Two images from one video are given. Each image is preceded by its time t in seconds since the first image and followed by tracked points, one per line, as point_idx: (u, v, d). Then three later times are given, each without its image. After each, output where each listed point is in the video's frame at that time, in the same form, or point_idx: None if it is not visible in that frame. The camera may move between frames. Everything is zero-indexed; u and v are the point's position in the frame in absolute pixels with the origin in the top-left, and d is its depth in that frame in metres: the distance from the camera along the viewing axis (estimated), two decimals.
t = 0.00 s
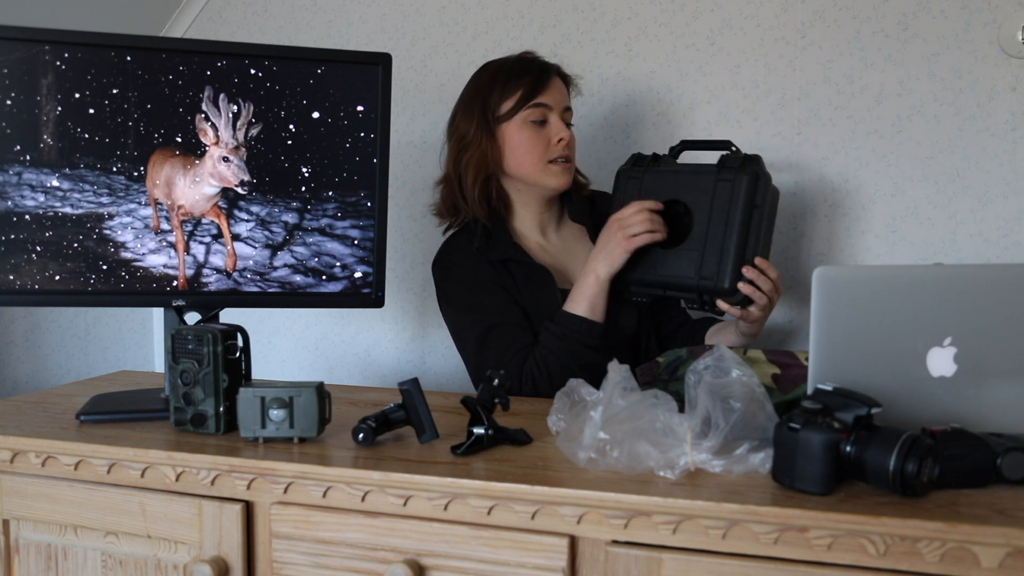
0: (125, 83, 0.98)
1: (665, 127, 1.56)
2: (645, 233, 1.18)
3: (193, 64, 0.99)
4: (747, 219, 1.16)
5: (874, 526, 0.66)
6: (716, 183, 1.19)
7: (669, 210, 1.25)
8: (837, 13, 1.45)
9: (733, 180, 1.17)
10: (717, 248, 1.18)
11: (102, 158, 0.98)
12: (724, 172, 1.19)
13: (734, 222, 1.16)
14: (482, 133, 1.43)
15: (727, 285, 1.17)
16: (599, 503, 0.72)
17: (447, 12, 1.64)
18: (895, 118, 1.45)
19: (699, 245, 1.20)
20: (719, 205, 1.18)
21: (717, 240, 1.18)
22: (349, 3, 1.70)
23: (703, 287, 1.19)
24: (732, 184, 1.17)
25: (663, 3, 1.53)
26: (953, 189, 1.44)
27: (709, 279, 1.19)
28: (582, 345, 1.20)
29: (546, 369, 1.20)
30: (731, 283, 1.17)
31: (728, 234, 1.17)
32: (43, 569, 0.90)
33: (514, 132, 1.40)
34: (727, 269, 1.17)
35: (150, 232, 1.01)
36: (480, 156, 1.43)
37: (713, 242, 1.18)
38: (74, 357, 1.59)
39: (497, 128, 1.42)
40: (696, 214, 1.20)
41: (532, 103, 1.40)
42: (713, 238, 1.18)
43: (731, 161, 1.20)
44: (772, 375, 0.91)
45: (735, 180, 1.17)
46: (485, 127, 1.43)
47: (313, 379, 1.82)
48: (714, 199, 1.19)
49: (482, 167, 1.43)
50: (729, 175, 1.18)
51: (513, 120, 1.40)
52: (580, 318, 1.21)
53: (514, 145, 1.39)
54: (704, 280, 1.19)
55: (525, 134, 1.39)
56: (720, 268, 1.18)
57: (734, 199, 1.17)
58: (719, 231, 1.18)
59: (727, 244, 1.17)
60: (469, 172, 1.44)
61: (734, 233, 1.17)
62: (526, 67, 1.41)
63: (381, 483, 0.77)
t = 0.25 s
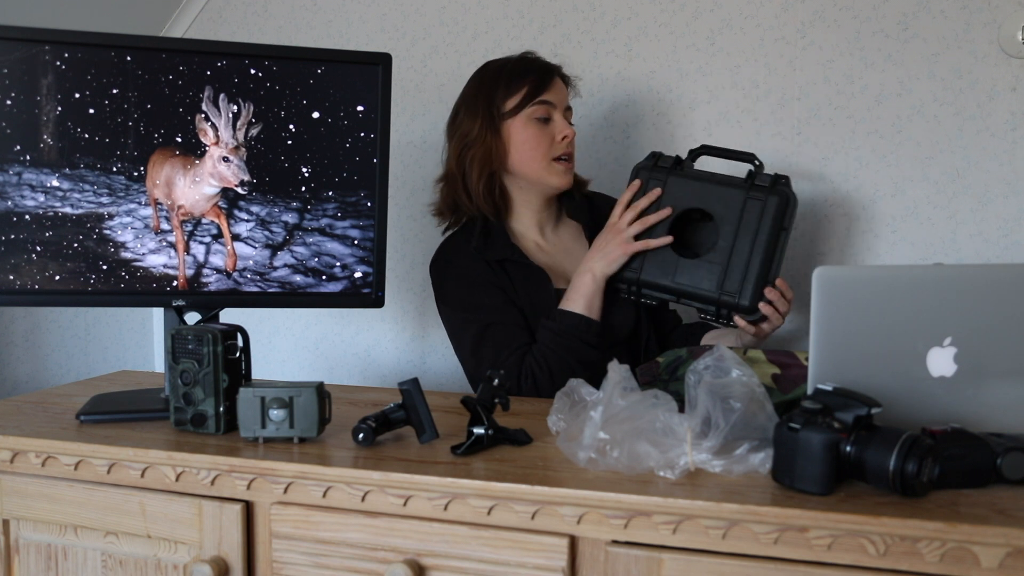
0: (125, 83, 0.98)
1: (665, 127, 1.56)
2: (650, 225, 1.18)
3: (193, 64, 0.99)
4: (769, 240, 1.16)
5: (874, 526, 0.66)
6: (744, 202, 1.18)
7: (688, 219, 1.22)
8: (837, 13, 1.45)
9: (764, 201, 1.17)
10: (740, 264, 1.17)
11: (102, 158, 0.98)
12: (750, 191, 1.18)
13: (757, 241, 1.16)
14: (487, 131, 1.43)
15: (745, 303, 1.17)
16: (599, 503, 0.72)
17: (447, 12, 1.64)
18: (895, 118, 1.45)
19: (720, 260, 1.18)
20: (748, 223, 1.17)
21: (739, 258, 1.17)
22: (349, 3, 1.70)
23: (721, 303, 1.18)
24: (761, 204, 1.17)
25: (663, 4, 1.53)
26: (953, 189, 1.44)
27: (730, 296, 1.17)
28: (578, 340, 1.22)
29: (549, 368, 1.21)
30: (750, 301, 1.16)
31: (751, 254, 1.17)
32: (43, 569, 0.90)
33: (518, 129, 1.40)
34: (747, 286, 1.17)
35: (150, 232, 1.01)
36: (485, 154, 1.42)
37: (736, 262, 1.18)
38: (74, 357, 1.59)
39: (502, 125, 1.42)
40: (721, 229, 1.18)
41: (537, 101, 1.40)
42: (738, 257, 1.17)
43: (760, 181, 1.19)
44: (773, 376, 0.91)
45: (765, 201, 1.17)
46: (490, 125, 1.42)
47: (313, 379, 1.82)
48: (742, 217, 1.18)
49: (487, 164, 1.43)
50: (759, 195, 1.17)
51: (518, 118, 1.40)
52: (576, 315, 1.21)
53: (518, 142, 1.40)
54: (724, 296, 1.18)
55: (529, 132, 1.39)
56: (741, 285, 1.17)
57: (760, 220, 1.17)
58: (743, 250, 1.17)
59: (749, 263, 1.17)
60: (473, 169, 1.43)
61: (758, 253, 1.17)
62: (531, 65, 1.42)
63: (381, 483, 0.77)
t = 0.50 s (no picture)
0: (125, 83, 0.98)
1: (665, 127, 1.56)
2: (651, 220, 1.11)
3: (193, 64, 0.99)
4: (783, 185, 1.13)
5: (874, 526, 0.66)
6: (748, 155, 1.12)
7: (697, 189, 1.13)
8: (837, 13, 1.45)
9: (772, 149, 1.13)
10: (765, 219, 1.12)
11: (102, 158, 0.98)
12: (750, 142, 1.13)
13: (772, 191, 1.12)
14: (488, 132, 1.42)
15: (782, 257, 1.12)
16: (599, 503, 0.72)
17: (447, 12, 1.64)
18: (895, 118, 1.45)
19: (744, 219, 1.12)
20: (762, 176, 1.12)
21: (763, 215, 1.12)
22: (349, 3, 1.70)
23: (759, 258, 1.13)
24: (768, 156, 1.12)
25: (663, 4, 1.53)
26: (953, 189, 1.44)
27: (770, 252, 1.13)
28: (584, 343, 1.20)
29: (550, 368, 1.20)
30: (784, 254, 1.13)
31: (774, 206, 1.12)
32: (43, 569, 0.90)
33: (520, 130, 1.40)
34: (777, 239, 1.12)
35: (150, 232, 1.01)
36: (487, 154, 1.42)
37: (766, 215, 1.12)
38: (74, 357, 1.59)
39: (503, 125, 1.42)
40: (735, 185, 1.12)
41: (536, 102, 1.40)
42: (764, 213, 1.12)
43: (757, 132, 1.14)
44: (772, 375, 0.93)
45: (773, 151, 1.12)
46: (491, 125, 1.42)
47: (313, 379, 1.82)
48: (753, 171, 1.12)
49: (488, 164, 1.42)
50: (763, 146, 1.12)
51: (519, 118, 1.40)
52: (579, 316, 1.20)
53: (519, 144, 1.40)
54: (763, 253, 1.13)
55: (530, 132, 1.40)
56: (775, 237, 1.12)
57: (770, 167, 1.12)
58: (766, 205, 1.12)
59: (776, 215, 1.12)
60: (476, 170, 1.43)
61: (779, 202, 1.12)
62: (530, 65, 1.42)
63: (380, 483, 0.77)
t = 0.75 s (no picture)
0: (125, 83, 0.98)
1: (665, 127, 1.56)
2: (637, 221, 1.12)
3: (193, 64, 0.99)
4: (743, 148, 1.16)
5: (874, 526, 0.66)
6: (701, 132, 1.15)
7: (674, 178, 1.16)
8: (837, 13, 1.45)
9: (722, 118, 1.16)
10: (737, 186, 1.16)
11: (102, 158, 0.98)
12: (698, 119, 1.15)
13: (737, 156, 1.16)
14: (475, 139, 1.45)
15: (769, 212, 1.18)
16: (599, 503, 0.72)
17: (447, 12, 1.64)
18: (895, 118, 1.45)
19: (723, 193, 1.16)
20: (724, 145, 1.15)
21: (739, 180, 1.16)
22: (349, 3, 1.70)
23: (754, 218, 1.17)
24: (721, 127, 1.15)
25: (663, 3, 1.53)
26: (953, 189, 1.44)
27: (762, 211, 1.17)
28: (581, 356, 1.19)
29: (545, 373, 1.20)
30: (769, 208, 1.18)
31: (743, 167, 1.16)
32: (43, 569, 0.90)
33: (506, 134, 1.41)
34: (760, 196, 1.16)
35: (150, 232, 1.01)
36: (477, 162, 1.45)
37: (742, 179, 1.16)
38: (74, 357, 1.59)
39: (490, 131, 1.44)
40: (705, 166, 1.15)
41: (521, 104, 1.41)
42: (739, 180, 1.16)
43: (704, 103, 1.16)
44: (772, 375, 0.94)
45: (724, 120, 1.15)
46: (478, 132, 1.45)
47: (313, 379, 1.82)
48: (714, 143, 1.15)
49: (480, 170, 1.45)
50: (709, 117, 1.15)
51: (505, 123, 1.41)
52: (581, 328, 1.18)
53: (510, 148, 1.41)
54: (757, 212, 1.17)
55: (517, 135, 1.40)
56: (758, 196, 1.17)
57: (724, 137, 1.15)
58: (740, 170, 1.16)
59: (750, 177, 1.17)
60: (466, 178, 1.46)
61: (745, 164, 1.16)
62: (512, 68, 1.42)
63: (381, 483, 0.77)
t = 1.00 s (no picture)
0: (125, 83, 0.98)
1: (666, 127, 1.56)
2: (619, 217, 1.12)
3: (193, 64, 0.99)
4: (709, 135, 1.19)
5: (874, 526, 0.66)
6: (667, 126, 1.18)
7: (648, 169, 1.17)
8: (837, 13, 1.45)
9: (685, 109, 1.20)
10: (709, 169, 1.18)
11: (102, 158, 0.98)
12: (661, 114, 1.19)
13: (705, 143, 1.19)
14: (459, 145, 1.48)
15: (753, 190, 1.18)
16: (599, 503, 0.72)
17: (447, 12, 1.64)
18: (895, 118, 1.45)
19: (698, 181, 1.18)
20: (691, 131, 1.19)
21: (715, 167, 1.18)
22: (349, 3, 1.70)
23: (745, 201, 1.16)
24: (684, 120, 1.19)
25: (663, 3, 1.53)
26: (953, 189, 1.44)
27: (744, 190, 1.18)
28: (571, 355, 1.19)
29: (536, 372, 1.20)
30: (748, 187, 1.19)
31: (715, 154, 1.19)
32: (43, 569, 0.90)
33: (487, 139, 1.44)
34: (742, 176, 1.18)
35: (150, 232, 1.01)
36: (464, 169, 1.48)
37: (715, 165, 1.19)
38: (74, 357, 1.59)
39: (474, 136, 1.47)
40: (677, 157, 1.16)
41: (499, 109, 1.42)
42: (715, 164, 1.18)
43: (666, 94, 1.21)
44: (772, 375, 0.94)
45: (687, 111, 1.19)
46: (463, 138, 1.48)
47: (313, 379, 1.82)
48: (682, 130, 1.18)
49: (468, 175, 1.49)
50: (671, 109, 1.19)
51: (486, 128, 1.44)
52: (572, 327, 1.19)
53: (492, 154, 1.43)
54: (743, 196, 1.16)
55: (497, 139, 1.42)
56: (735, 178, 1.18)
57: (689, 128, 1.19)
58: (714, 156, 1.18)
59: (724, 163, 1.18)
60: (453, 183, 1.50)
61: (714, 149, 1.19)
62: (489, 73, 1.43)
63: (381, 483, 0.77)
